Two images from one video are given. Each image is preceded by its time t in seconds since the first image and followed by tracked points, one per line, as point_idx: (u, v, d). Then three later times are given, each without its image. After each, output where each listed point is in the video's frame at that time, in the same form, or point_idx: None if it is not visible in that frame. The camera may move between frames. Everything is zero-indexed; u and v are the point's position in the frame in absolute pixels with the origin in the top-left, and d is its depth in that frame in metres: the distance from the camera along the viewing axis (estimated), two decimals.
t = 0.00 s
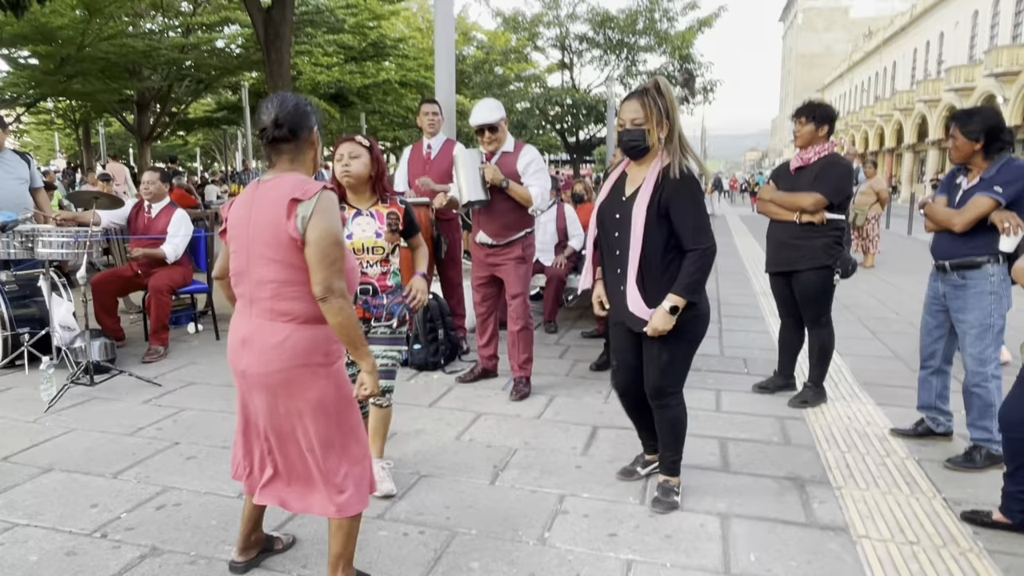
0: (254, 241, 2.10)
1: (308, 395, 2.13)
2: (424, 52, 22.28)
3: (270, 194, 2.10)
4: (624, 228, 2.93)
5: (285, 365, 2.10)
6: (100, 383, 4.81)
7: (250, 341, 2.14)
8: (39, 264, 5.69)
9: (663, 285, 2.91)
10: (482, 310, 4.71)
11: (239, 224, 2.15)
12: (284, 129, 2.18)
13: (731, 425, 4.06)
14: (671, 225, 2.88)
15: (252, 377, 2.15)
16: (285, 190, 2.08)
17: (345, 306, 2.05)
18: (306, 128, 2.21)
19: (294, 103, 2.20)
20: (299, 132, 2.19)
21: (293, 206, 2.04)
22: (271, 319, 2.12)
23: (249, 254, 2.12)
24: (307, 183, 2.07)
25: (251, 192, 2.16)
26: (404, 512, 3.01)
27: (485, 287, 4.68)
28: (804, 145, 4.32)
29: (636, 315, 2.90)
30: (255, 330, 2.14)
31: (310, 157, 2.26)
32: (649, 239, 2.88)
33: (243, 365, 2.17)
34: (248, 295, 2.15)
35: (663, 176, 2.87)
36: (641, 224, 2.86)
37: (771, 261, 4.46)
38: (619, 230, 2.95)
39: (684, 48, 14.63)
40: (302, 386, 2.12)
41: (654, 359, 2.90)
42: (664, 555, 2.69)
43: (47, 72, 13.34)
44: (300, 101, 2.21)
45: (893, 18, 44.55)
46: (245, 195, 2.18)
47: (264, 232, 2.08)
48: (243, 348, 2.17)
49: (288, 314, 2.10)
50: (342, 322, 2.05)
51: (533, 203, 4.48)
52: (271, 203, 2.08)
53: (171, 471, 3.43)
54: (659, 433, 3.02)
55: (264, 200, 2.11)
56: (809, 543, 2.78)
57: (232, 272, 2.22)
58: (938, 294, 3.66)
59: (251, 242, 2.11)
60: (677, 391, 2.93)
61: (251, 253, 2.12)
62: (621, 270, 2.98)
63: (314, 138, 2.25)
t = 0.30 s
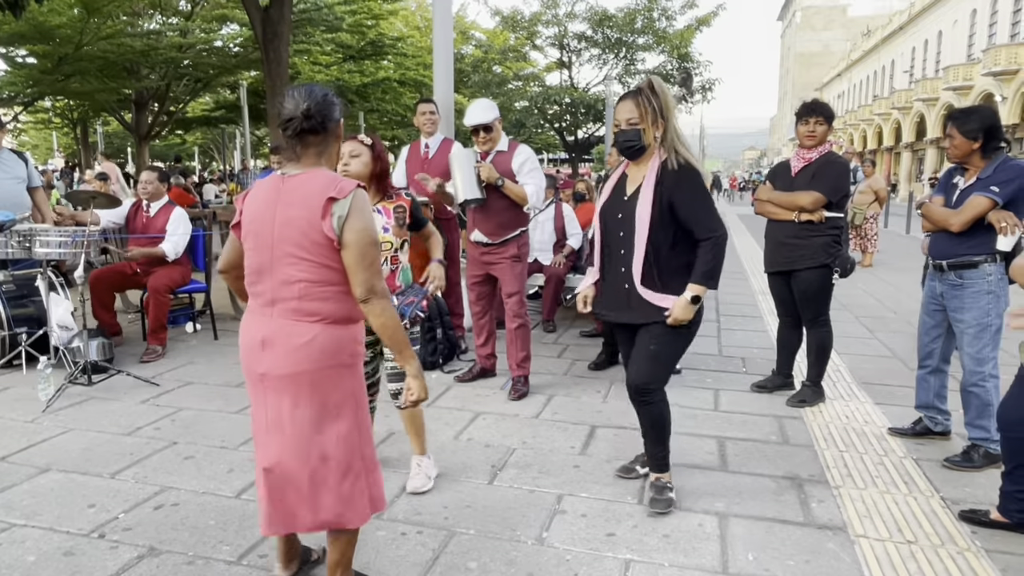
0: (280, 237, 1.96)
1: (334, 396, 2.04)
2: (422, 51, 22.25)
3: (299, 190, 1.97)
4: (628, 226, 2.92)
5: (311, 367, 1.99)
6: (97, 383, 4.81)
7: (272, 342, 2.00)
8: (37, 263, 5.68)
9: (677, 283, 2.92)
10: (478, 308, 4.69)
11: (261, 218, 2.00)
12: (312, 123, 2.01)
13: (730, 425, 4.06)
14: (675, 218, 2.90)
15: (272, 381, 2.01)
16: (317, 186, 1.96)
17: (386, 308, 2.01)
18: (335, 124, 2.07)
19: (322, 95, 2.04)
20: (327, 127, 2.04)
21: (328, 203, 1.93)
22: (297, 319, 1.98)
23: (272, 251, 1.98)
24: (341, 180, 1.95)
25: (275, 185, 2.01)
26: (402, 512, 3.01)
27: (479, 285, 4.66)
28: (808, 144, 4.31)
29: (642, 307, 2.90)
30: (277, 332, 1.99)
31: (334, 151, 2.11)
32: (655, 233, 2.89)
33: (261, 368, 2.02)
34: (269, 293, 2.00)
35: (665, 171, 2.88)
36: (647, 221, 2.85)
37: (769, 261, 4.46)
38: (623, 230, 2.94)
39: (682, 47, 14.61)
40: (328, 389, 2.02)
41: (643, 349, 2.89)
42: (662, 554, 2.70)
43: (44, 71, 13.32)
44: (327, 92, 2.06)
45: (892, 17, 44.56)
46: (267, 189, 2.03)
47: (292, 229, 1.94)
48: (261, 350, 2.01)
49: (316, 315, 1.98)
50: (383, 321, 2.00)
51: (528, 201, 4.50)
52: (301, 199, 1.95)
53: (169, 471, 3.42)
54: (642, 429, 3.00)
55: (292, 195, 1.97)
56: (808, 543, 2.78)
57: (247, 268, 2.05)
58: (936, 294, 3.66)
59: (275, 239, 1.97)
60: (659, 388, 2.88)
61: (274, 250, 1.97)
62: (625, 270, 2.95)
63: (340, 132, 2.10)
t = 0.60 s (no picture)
0: (279, 242, 1.92)
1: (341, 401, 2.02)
2: (426, 52, 22.27)
3: (297, 192, 1.93)
4: (644, 228, 2.88)
5: (316, 373, 1.96)
6: (104, 382, 4.82)
7: (274, 350, 1.96)
8: (43, 263, 5.70)
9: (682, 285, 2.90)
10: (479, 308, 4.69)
11: (258, 223, 1.95)
12: (310, 122, 1.97)
13: (735, 425, 4.06)
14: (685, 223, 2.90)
15: (276, 390, 1.97)
16: (315, 187, 1.92)
17: (387, 309, 1.99)
18: (332, 122, 2.02)
19: (316, 94, 2.00)
20: (324, 125, 2.00)
21: (329, 205, 1.90)
22: (300, 325, 1.95)
23: (271, 256, 1.94)
24: (340, 180, 1.92)
25: (270, 188, 1.97)
26: (407, 511, 3.02)
27: (480, 285, 4.67)
28: (813, 145, 4.29)
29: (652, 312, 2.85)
30: (280, 339, 1.96)
31: (331, 151, 2.06)
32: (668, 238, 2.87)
33: (264, 378, 1.98)
34: (270, 300, 1.97)
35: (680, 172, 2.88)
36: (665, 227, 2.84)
37: (774, 261, 4.45)
38: (637, 232, 2.90)
39: (687, 47, 14.59)
40: (334, 393, 2.01)
41: (664, 362, 2.88)
42: (667, 554, 2.69)
43: (51, 72, 13.40)
44: (322, 91, 2.01)
45: (898, 17, 44.42)
46: (261, 192, 1.98)
47: (292, 233, 1.91)
48: (263, 359, 1.98)
49: (319, 320, 1.95)
50: (384, 321, 1.99)
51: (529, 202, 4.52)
52: (300, 200, 1.92)
53: (175, 470, 3.43)
54: (656, 438, 2.99)
55: (289, 197, 1.93)
56: (813, 543, 2.78)
57: (243, 275, 2.01)
58: (941, 295, 3.65)
59: (274, 243, 1.93)
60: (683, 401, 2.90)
61: (274, 255, 1.94)
62: (639, 275, 2.91)
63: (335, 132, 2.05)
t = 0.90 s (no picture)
0: (242, 249, 1.85)
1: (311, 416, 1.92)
2: (431, 50, 22.27)
3: (261, 198, 1.86)
4: (647, 229, 2.89)
5: (281, 388, 1.86)
6: (108, 380, 4.84)
7: (237, 364, 1.86)
8: (49, 262, 5.73)
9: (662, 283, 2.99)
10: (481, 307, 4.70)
11: (220, 231, 1.88)
12: (275, 126, 1.91)
13: (738, 425, 4.05)
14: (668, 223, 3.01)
15: (238, 405, 1.86)
16: (279, 193, 1.85)
17: (350, 321, 1.90)
18: (302, 128, 1.96)
19: (284, 98, 1.93)
20: (292, 130, 1.94)
21: (294, 210, 1.83)
22: (264, 337, 1.86)
23: (235, 263, 1.86)
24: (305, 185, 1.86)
25: (233, 194, 1.90)
26: (410, 510, 3.02)
27: (480, 284, 4.68)
28: (818, 144, 4.29)
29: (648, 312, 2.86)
30: (243, 351, 1.86)
31: (301, 157, 2.00)
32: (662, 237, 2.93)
33: (225, 394, 1.87)
34: (233, 311, 1.88)
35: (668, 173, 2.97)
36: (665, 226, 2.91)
37: (778, 260, 4.44)
38: (641, 231, 2.88)
39: (692, 46, 14.55)
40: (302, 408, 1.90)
41: (652, 364, 2.86)
42: (670, 554, 2.69)
43: (57, 71, 13.43)
44: (290, 95, 1.95)
45: (904, 16, 44.25)
46: (224, 199, 1.91)
47: (256, 240, 1.84)
48: (224, 373, 1.87)
49: (285, 332, 1.86)
50: (343, 337, 1.89)
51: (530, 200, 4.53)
52: (263, 207, 1.85)
53: (179, 468, 3.44)
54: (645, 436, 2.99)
55: (254, 203, 1.86)
56: (816, 544, 2.77)
57: (205, 285, 1.92)
58: (945, 295, 3.64)
59: (237, 251, 1.86)
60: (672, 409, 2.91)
61: (237, 263, 1.86)
62: (639, 274, 2.89)
63: (304, 137, 1.98)
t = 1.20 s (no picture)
0: (248, 246, 1.78)
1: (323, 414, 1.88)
2: (438, 49, 22.28)
3: (264, 192, 1.79)
4: (653, 220, 2.94)
5: (294, 386, 1.82)
6: (116, 376, 4.87)
7: (247, 365, 1.81)
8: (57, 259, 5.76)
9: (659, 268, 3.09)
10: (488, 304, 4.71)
11: (222, 228, 1.80)
12: (268, 120, 1.85)
13: (744, 423, 4.04)
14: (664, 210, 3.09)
15: (251, 407, 1.81)
16: (283, 187, 1.79)
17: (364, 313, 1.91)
18: (293, 119, 1.90)
19: (274, 89, 1.87)
20: (283, 123, 1.87)
21: (302, 204, 1.78)
22: (275, 335, 1.81)
23: (240, 261, 1.79)
24: (309, 178, 1.80)
25: (233, 189, 1.82)
26: (416, 507, 3.03)
27: (487, 281, 4.69)
28: (824, 142, 4.27)
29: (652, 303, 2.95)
30: (253, 351, 1.81)
31: (292, 150, 1.93)
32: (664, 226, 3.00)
33: (235, 395, 1.82)
34: (240, 310, 1.81)
35: (662, 166, 3.05)
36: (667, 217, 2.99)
37: (784, 258, 4.43)
38: (649, 224, 2.93)
39: (699, 43, 14.48)
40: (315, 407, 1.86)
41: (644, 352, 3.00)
42: (675, 552, 2.69)
43: (66, 70, 13.47)
44: (281, 86, 1.89)
45: (913, 13, 43.99)
46: (222, 195, 1.82)
47: (262, 235, 1.77)
48: (234, 374, 1.82)
49: (297, 329, 1.82)
50: (359, 326, 1.92)
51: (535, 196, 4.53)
52: (268, 203, 1.78)
53: (186, 464, 3.46)
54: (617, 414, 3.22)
55: (256, 199, 1.79)
56: (822, 542, 2.76)
57: (206, 285, 1.84)
58: (952, 293, 3.63)
59: (242, 248, 1.78)
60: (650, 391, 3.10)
61: (242, 261, 1.79)
62: (647, 265, 2.94)
63: (295, 130, 1.91)
